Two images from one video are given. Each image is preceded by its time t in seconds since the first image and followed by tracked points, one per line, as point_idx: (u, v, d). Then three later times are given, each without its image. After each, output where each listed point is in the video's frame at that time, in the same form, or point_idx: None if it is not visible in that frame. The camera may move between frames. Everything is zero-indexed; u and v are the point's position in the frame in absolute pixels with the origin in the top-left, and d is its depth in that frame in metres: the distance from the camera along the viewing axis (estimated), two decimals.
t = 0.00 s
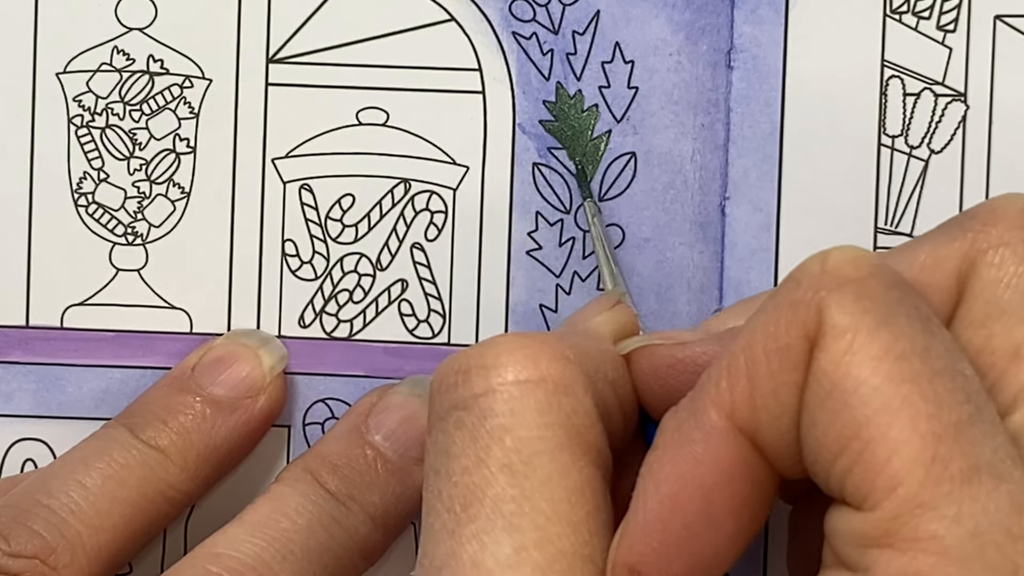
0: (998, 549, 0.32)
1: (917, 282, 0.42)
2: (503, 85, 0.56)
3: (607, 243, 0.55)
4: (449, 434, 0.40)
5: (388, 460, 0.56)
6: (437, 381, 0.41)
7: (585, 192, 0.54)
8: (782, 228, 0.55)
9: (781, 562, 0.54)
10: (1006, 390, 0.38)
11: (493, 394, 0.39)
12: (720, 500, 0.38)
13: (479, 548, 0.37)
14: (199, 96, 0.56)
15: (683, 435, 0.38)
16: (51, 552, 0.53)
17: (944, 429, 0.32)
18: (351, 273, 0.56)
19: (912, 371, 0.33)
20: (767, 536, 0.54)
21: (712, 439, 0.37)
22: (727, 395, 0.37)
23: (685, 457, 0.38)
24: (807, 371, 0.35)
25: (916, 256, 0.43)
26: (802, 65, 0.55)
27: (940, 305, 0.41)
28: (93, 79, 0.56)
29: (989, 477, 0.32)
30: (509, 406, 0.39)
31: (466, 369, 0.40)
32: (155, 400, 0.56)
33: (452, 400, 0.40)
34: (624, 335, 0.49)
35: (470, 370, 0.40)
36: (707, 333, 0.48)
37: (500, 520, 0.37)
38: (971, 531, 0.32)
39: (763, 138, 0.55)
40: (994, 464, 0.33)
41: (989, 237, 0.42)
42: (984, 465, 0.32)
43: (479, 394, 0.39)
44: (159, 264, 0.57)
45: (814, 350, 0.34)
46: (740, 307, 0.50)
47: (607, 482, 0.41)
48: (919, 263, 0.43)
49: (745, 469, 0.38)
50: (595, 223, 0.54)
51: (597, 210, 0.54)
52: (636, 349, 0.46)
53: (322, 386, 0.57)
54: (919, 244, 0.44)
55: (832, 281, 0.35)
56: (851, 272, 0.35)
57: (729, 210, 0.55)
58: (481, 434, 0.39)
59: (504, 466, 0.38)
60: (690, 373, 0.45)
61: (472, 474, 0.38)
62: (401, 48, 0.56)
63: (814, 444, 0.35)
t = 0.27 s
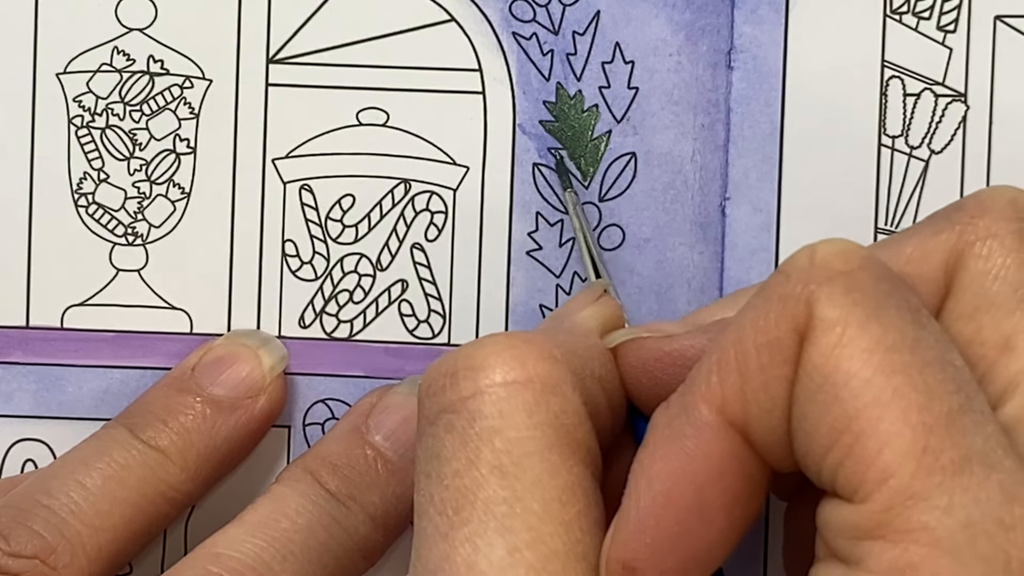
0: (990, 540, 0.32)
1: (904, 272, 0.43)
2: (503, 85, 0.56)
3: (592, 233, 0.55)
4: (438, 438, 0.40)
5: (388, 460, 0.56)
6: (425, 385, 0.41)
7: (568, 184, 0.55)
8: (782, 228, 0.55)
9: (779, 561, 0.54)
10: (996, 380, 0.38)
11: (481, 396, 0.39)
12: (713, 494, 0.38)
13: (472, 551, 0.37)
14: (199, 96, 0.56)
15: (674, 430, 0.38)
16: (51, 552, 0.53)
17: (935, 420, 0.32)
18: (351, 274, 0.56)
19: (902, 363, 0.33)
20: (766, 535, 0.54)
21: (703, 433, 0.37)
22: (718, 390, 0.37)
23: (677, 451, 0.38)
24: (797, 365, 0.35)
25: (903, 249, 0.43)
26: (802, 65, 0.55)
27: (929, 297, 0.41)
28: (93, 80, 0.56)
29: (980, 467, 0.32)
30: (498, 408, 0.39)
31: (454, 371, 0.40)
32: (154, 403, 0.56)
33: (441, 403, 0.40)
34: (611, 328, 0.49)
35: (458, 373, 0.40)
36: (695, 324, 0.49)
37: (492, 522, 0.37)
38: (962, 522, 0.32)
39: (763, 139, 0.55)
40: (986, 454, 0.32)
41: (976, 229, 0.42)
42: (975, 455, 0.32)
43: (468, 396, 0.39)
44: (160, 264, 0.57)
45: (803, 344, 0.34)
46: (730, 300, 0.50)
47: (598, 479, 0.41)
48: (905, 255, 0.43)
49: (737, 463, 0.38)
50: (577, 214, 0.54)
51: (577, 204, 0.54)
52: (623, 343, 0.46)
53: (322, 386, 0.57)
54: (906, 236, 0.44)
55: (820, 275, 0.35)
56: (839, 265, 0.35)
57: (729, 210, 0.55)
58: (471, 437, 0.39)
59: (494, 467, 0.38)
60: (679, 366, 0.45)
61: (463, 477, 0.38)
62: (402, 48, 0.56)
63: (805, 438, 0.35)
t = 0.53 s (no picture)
0: (991, 542, 0.32)
1: (907, 274, 0.43)
2: (503, 85, 0.56)
3: (597, 235, 0.55)
4: (439, 437, 0.40)
5: (388, 460, 0.56)
6: (426, 384, 0.41)
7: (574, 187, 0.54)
8: (782, 227, 0.55)
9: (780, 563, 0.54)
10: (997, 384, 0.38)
11: (482, 395, 0.39)
12: (714, 494, 0.38)
13: (472, 550, 0.37)
14: (199, 96, 0.56)
15: (675, 431, 0.38)
16: (50, 552, 0.53)
17: (936, 421, 0.32)
18: (351, 274, 0.56)
19: (903, 364, 0.33)
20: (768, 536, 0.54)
21: (704, 434, 0.37)
22: (719, 390, 0.37)
23: (678, 451, 0.38)
24: (798, 365, 0.35)
25: (905, 249, 0.43)
26: (802, 65, 0.55)
27: (930, 299, 0.41)
28: (93, 79, 0.56)
29: (982, 468, 0.32)
30: (499, 407, 0.39)
31: (454, 371, 0.40)
32: (154, 403, 0.56)
33: (441, 403, 0.40)
34: (614, 329, 0.48)
35: (459, 372, 0.40)
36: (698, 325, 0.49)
37: (492, 522, 0.37)
38: (964, 523, 0.32)
39: (763, 139, 0.55)
40: (987, 456, 0.32)
41: (978, 231, 0.42)
42: (976, 457, 0.32)
43: (468, 395, 0.39)
44: (159, 264, 0.57)
45: (804, 345, 0.34)
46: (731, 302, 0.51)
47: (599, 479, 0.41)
48: (907, 256, 0.43)
49: (738, 464, 0.38)
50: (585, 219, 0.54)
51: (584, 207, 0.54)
52: (625, 343, 0.46)
53: (322, 386, 0.57)
54: (909, 238, 0.44)
55: (823, 276, 0.34)
56: (841, 266, 0.35)
57: (729, 210, 0.55)
58: (471, 436, 0.39)
59: (495, 466, 0.38)
60: (681, 367, 0.45)
61: (463, 476, 0.38)
62: (401, 48, 0.56)
63: (806, 439, 0.35)
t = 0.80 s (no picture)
0: (987, 540, 0.32)
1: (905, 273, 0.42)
2: (503, 85, 0.56)
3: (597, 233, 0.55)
4: (438, 433, 0.40)
5: (388, 460, 0.56)
6: (426, 381, 0.42)
7: (575, 183, 0.55)
8: (782, 227, 0.55)
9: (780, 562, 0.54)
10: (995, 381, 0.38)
11: (481, 391, 0.39)
12: (711, 492, 0.38)
13: (470, 546, 0.37)
14: (199, 96, 0.56)
15: (672, 428, 0.38)
16: (51, 552, 0.53)
17: (932, 419, 0.32)
18: (351, 274, 0.56)
19: (900, 361, 0.33)
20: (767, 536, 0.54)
21: (701, 432, 0.37)
22: (716, 388, 0.37)
23: (675, 449, 0.38)
24: (795, 363, 0.35)
25: (903, 248, 0.43)
26: (802, 65, 0.55)
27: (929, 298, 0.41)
28: (93, 79, 0.56)
29: (977, 467, 0.32)
30: (498, 403, 0.39)
31: (454, 367, 0.40)
32: (155, 402, 0.56)
33: (441, 399, 0.40)
34: (613, 326, 0.48)
35: (458, 368, 0.40)
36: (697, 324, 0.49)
37: (490, 517, 0.37)
38: (959, 522, 0.32)
39: (763, 138, 0.55)
40: (984, 454, 0.33)
41: (976, 229, 0.42)
42: (972, 455, 0.32)
43: (468, 392, 0.39)
44: (160, 264, 0.57)
45: (802, 342, 0.34)
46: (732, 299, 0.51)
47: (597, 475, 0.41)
48: (906, 255, 0.43)
49: (735, 462, 0.38)
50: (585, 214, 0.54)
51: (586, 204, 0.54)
52: (625, 341, 0.46)
53: (322, 386, 0.57)
54: (904, 237, 0.44)
55: (820, 273, 0.34)
56: (839, 265, 0.35)
57: (729, 210, 0.55)
58: (471, 432, 0.39)
59: (493, 462, 0.38)
60: (680, 364, 0.45)
61: (462, 472, 0.38)
62: (401, 48, 0.56)
63: (803, 437, 0.35)
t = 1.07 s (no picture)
0: (990, 544, 0.32)
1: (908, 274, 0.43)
2: (503, 85, 0.56)
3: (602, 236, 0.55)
4: (441, 433, 0.40)
5: (388, 460, 0.56)
6: (429, 381, 0.42)
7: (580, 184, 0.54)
8: (782, 228, 0.55)
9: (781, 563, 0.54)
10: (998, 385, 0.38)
11: (485, 391, 0.39)
12: (713, 494, 0.38)
13: (473, 546, 0.37)
14: (199, 96, 0.56)
15: (675, 430, 0.38)
16: (51, 552, 0.53)
17: (935, 422, 0.32)
18: (351, 274, 0.56)
19: (904, 365, 0.33)
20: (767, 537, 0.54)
21: (703, 433, 0.37)
22: (719, 390, 0.37)
23: (678, 451, 0.38)
24: (799, 366, 0.35)
25: (908, 250, 0.43)
26: (802, 65, 0.55)
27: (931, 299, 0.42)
28: (93, 79, 0.56)
29: (980, 471, 0.32)
30: (501, 403, 0.39)
31: (458, 367, 0.40)
32: (156, 402, 0.56)
33: (444, 399, 0.40)
34: (617, 327, 0.48)
35: (461, 369, 0.40)
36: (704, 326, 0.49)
37: (494, 518, 0.37)
38: (962, 525, 0.32)
39: (763, 138, 0.55)
40: (986, 458, 0.32)
41: (980, 233, 0.42)
42: (975, 458, 0.32)
43: (471, 391, 0.39)
44: (160, 264, 0.57)
45: (806, 344, 0.34)
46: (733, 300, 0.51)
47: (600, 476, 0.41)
48: (909, 257, 0.43)
49: (737, 463, 0.38)
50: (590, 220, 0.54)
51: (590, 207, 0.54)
52: (629, 341, 0.46)
53: (322, 386, 0.57)
54: (910, 239, 0.44)
55: (825, 275, 0.35)
56: (843, 267, 0.35)
57: (729, 210, 0.55)
58: (474, 432, 0.39)
59: (497, 463, 0.38)
60: (684, 365, 0.45)
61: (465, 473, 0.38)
62: (401, 48, 0.56)
63: (806, 439, 0.35)
